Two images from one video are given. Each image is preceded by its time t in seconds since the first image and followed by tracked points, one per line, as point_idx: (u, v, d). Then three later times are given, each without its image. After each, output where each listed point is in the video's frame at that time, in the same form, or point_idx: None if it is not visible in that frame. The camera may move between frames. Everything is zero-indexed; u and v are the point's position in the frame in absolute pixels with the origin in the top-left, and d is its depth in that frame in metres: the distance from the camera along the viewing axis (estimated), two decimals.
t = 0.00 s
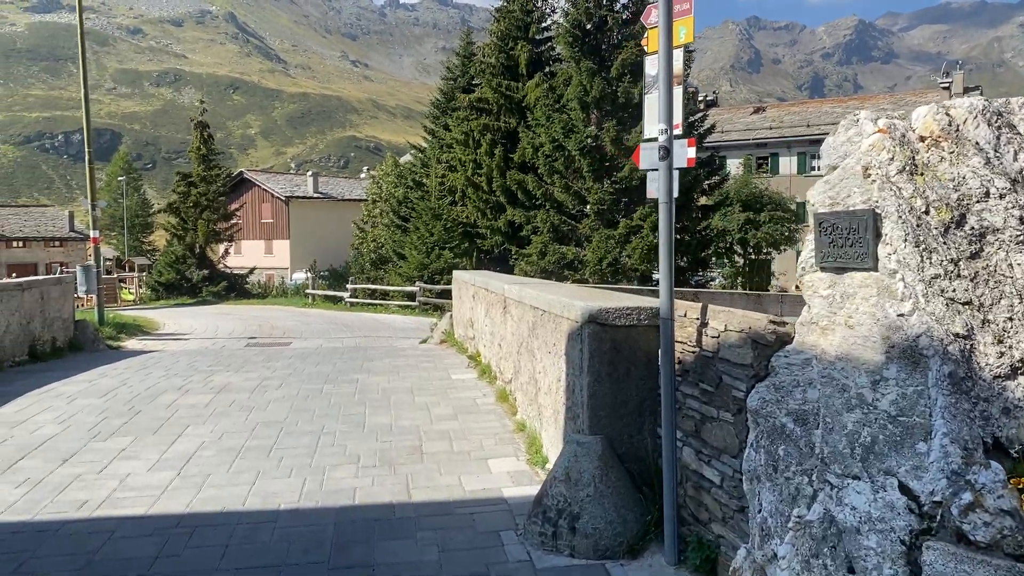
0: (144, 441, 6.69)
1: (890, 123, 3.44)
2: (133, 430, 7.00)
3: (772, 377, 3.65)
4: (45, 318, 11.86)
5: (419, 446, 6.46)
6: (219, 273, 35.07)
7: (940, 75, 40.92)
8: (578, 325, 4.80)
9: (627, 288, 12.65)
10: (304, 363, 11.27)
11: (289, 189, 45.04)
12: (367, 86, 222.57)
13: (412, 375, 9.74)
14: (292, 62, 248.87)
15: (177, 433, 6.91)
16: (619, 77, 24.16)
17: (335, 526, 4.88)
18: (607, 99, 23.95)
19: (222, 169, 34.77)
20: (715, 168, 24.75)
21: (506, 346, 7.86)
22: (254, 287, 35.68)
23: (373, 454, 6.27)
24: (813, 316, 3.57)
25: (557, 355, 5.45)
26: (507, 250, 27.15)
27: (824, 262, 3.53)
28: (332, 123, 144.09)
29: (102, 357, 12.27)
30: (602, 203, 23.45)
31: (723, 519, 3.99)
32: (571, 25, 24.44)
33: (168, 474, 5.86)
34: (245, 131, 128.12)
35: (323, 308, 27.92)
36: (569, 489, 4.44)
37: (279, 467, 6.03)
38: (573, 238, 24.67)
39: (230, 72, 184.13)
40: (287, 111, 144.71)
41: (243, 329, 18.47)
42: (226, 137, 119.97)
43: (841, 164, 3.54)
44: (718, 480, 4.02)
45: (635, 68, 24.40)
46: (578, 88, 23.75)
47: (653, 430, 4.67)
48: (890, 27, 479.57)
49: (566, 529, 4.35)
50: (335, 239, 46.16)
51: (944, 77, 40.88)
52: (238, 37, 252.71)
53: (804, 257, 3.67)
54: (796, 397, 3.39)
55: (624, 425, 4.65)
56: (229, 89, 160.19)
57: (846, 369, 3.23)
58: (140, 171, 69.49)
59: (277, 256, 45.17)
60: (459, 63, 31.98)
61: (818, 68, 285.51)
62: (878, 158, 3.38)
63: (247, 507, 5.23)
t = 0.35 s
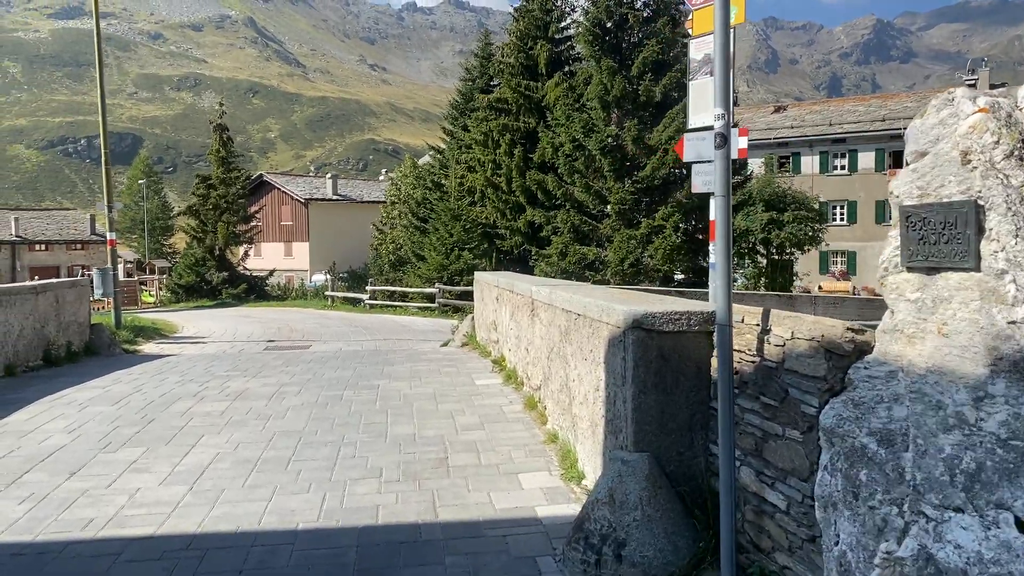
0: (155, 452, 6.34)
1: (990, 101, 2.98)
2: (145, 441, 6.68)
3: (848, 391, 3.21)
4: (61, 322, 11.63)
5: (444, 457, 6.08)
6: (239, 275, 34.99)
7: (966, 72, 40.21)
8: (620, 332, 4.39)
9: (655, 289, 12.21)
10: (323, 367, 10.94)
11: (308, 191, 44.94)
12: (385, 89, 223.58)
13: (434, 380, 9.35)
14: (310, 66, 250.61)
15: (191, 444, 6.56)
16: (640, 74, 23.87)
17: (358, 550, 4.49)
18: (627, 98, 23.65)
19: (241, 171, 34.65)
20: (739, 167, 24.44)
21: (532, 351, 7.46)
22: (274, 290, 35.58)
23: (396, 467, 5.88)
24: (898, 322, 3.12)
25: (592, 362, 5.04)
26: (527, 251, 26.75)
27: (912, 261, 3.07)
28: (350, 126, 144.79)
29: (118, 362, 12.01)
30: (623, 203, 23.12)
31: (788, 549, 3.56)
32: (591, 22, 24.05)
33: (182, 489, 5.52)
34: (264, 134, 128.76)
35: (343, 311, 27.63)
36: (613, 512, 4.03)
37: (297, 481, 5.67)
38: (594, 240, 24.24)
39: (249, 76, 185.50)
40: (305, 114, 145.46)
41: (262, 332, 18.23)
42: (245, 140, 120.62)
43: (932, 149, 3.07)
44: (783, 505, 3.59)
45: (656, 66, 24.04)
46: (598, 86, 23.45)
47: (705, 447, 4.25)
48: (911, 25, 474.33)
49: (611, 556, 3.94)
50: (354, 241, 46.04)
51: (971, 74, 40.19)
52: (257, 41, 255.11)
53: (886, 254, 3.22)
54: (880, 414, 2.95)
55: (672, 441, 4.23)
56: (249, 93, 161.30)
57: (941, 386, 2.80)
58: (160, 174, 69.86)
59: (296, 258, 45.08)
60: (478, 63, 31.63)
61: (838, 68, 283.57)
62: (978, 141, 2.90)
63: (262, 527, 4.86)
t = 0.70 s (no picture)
0: (155, 479, 5.95)
1: None
2: (146, 465, 6.31)
3: (939, 434, 2.71)
4: (64, 333, 11.32)
5: (465, 485, 5.67)
6: (251, 279, 34.75)
7: (990, 67, 39.41)
8: (663, 356, 3.95)
9: (680, 295, 11.71)
10: (334, 380, 10.54)
11: (321, 193, 44.69)
12: (398, 90, 223.83)
13: (451, 395, 8.91)
14: (323, 68, 251.39)
15: (193, 469, 6.17)
16: (659, 72, 23.45)
17: None
18: (646, 95, 23.21)
19: (252, 174, 34.40)
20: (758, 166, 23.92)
21: (558, 366, 7.03)
22: (286, 293, 35.34)
23: (412, 497, 5.45)
24: (1002, 355, 2.59)
25: (628, 386, 4.60)
26: (542, 254, 26.29)
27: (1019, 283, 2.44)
28: (363, 127, 144.93)
29: (123, 373, 11.68)
30: (640, 203, 22.63)
31: None
32: (608, 19, 23.63)
33: (181, 522, 5.12)
34: (277, 136, 128.92)
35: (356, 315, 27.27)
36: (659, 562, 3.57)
37: (306, 512, 5.26)
38: (611, 242, 23.78)
39: (261, 78, 186.04)
40: (318, 116, 145.64)
41: (275, 339, 17.90)
42: (258, 143, 120.82)
43: None
44: (856, 562, 3.08)
45: (674, 63, 23.58)
46: (615, 84, 23.10)
47: (758, 488, 3.79)
48: (926, 20, 470.26)
49: None
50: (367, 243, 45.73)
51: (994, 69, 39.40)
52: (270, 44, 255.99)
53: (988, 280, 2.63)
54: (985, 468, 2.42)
55: (721, 481, 3.79)
56: (262, 95, 161.73)
57: None
58: (174, 178, 69.96)
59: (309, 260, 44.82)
60: (491, 62, 31.24)
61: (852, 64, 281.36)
62: None
63: (268, 566, 4.45)
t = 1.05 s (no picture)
0: (158, 487, 5.61)
1: None
2: (149, 471, 5.97)
3: None
4: (69, 331, 11.02)
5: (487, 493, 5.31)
6: (259, 277, 34.53)
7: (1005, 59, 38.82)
8: (713, 356, 3.56)
9: (699, 292, 11.39)
10: (344, 380, 10.20)
11: (328, 190, 44.42)
12: (405, 88, 224.06)
13: (467, 394, 8.58)
14: (330, 67, 251.82)
15: (199, 476, 5.83)
16: (671, 65, 23.07)
17: None
18: (656, 90, 22.80)
19: (260, 171, 34.14)
20: (771, 161, 23.47)
21: (580, 365, 6.69)
22: (295, 291, 35.11)
23: (431, 506, 5.10)
24: None
25: (667, 388, 4.21)
26: (553, 250, 25.92)
27: None
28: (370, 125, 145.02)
29: (129, 372, 11.39)
30: (653, 198, 22.22)
31: None
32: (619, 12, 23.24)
33: (186, 534, 4.79)
34: (284, 134, 129.01)
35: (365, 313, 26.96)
36: None
37: (319, 523, 4.91)
38: (623, 238, 23.40)
39: (269, 77, 186.32)
40: (325, 115, 145.75)
41: (283, 337, 17.62)
42: (266, 141, 120.85)
43: None
44: None
45: (686, 57, 23.17)
46: (626, 78, 22.71)
47: (820, 503, 3.42)
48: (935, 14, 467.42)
49: None
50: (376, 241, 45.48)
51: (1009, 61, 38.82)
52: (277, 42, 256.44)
53: None
54: None
55: (779, 494, 3.41)
56: (269, 94, 161.93)
57: None
58: (181, 176, 69.92)
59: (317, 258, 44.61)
60: (499, 57, 30.86)
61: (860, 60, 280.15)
62: None
63: None
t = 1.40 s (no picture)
0: (142, 501, 5.22)
1: None
2: (134, 482, 5.59)
3: None
4: (56, 327, 10.60)
5: (496, 508, 4.92)
6: (255, 268, 34.09)
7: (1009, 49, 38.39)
8: (758, 367, 3.16)
9: (708, 287, 11.05)
10: (342, 379, 9.81)
11: (324, 181, 43.92)
12: (402, 78, 223.32)
13: (472, 396, 8.23)
14: (326, 56, 250.87)
15: (186, 488, 5.44)
16: (673, 53, 22.66)
17: None
18: (660, 77, 22.45)
19: (255, 161, 33.63)
20: (775, 151, 23.13)
21: (593, 368, 6.33)
22: (291, 282, 34.68)
23: (435, 523, 4.71)
24: None
25: (697, 399, 3.81)
26: (555, 242, 25.53)
27: None
28: (367, 115, 144.38)
29: (118, 370, 10.98)
30: (655, 189, 21.82)
31: None
32: None
33: (171, 555, 4.41)
34: (281, 124, 128.18)
35: (363, 306, 26.53)
36: None
37: (314, 543, 4.52)
38: (625, 230, 23.02)
39: (264, 66, 185.23)
40: (321, 104, 144.98)
41: (279, 332, 17.24)
42: (262, 131, 120.03)
43: None
44: None
45: (690, 45, 22.78)
46: (629, 66, 22.29)
47: (880, 534, 3.04)
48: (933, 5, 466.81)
49: None
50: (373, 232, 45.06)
51: (1013, 50, 38.39)
52: (272, 32, 255.08)
53: None
54: None
55: (832, 524, 3.03)
56: (265, 83, 160.99)
57: None
58: (176, 166, 69.27)
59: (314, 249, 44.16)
60: (499, 45, 30.41)
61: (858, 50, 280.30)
62: None
63: None
